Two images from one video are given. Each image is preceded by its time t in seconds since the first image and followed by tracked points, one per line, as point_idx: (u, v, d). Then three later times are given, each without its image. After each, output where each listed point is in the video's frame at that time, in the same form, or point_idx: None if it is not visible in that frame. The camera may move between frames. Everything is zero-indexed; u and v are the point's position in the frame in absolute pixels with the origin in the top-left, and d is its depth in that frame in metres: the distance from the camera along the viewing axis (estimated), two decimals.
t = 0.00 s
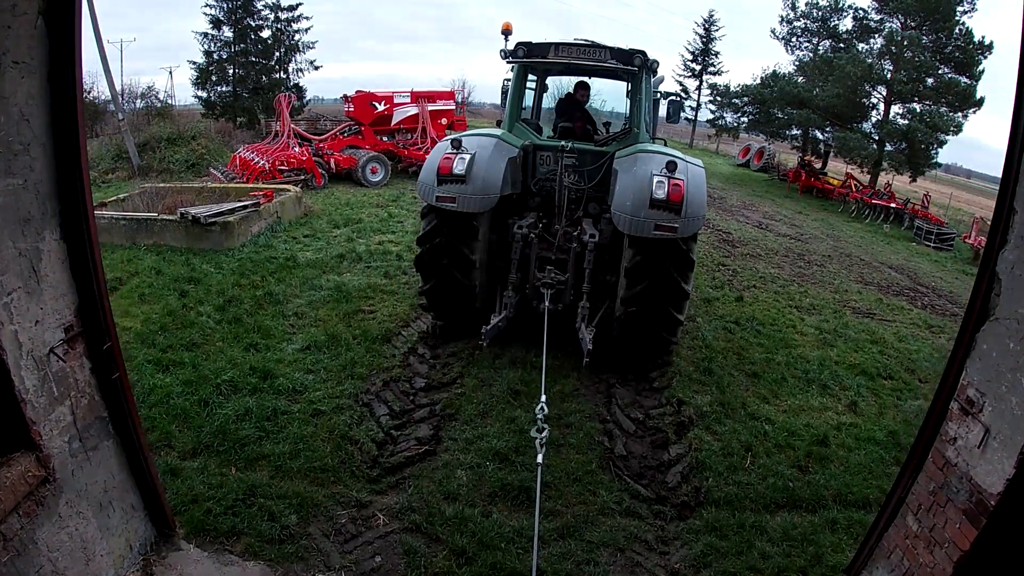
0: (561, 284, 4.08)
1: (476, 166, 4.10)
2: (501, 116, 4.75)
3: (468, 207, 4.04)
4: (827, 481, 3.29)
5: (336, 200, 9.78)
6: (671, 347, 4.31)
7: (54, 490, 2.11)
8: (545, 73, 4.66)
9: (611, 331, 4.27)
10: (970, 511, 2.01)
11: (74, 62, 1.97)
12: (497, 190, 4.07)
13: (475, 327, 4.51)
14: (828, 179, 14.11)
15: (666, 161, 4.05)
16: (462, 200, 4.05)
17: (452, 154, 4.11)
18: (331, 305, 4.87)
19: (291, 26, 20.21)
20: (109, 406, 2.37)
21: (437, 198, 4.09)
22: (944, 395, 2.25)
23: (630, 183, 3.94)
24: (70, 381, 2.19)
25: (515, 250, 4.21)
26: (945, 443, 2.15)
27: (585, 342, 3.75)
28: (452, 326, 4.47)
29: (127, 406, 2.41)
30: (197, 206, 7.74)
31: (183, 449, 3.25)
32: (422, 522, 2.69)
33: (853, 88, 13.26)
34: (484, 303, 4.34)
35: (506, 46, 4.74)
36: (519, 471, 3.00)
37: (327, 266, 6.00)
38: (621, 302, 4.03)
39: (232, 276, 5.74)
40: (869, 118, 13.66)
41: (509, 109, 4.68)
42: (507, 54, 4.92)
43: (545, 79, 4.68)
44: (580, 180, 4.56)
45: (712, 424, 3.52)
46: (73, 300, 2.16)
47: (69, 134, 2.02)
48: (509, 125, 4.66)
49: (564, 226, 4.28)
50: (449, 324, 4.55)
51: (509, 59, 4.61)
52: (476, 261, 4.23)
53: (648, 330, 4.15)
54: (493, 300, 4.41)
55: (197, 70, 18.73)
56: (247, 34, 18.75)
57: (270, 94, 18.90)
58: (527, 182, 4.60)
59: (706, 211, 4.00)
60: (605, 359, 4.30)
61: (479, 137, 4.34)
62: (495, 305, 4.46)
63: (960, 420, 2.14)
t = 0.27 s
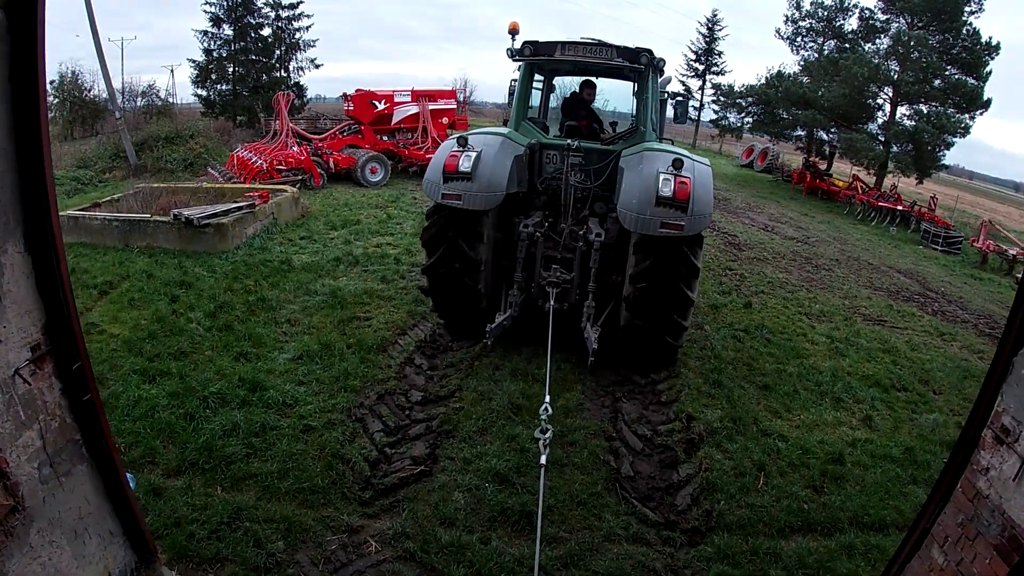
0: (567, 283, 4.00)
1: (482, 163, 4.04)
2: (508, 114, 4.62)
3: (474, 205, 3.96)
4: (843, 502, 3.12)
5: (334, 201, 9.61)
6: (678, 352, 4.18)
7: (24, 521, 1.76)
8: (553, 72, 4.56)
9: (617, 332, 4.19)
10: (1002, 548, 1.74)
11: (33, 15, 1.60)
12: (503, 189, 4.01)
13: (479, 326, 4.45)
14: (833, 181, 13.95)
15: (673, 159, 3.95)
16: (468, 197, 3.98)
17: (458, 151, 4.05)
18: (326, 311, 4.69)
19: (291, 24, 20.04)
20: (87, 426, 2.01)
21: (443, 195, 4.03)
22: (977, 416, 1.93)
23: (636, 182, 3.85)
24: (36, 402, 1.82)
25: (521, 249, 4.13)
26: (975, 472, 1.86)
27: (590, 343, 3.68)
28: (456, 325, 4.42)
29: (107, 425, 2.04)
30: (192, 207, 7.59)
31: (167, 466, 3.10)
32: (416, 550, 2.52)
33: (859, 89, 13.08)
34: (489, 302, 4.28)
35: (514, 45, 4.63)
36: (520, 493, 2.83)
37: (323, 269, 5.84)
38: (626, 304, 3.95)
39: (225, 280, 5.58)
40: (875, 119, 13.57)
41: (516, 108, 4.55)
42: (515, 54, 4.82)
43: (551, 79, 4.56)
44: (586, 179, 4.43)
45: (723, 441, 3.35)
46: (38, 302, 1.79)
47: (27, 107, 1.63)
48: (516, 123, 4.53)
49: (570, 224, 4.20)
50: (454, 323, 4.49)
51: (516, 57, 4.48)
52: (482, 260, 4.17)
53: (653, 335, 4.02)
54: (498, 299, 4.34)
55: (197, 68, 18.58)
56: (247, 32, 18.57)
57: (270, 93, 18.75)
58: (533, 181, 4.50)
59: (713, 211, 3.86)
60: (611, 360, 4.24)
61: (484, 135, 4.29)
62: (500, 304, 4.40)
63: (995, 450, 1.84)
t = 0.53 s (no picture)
0: (571, 283, 3.99)
1: (487, 162, 4.03)
2: (513, 114, 4.61)
3: (478, 203, 3.95)
4: (858, 524, 2.97)
5: (331, 204, 9.47)
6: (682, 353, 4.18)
7: None
8: (558, 73, 4.56)
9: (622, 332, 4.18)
10: None
11: None
12: (508, 187, 3.98)
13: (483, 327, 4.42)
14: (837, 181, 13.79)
15: (677, 159, 3.96)
16: (472, 195, 3.97)
17: (463, 150, 4.06)
18: (319, 320, 4.55)
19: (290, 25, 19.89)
20: (59, 450, 1.58)
21: (447, 194, 4.03)
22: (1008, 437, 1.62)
23: (640, 181, 3.86)
24: None
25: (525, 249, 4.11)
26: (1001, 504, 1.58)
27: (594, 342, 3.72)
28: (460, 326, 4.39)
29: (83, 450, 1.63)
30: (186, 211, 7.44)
31: (150, 488, 2.96)
32: None
33: (864, 88, 12.90)
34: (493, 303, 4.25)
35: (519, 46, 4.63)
36: (520, 518, 2.68)
37: (319, 275, 5.69)
38: (631, 305, 3.93)
39: (218, 287, 5.43)
40: (880, 118, 13.44)
41: (521, 107, 4.55)
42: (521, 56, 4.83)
43: (557, 80, 4.58)
44: (590, 180, 4.40)
45: (732, 460, 3.21)
46: None
47: None
48: (521, 122, 4.52)
49: (575, 225, 4.19)
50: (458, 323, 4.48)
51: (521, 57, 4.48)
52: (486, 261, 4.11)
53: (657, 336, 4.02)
54: (503, 300, 4.32)
55: (195, 70, 18.45)
56: (246, 33, 18.41)
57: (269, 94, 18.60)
58: (539, 181, 4.49)
59: (718, 209, 3.84)
60: (614, 360, 4.23)
61: (490, 135, 4.29)
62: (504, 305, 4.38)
63: None
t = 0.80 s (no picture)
0: (578, 283, 4.00)
1: (493, 162, 3.99)
2: (520, 114, 4.59)
3: (483, 204, 3.92)
4: (878, 545, 2.82)
5: (329, 207, 9.33)
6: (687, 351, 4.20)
7: None
8: (564, 73, 4.52)
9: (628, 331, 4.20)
10: None
11: None
12: (513, 188, 3.95)
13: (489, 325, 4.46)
14: (842, 180, 13.63)
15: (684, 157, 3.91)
16: (478, 196, 3.94)
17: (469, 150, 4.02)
18: (315, 329, 4.40)
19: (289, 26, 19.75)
20: (31, 478, 1.35)
21: (452, 194, 3.99)
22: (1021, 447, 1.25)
23: (645, 180, 3.82)
24: None
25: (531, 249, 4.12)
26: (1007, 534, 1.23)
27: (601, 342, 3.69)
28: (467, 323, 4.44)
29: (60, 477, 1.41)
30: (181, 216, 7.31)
31: (134, 508, 2.82)
32: None
33: (869, 85, 12.73)
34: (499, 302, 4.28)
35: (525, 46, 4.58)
36: (521, 543, 2.53)
37: (315, 281, 5.54)
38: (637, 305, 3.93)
39: (211, 295, 5.29)
40: (885, 116, 13.32)
41: (527, 108, 4.52)
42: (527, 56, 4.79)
43: (563, 79, 4.53)
44: (596, 180, 4.31)
45: (744, 477, 3.06)
46: None
47: None
48: (526, 123, 4.49)
49: (581, 225, 4.20)
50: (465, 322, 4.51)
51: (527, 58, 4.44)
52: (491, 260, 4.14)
53: (663, 335, 4.04)
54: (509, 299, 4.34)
55: (194, 72, 18.32)
56: (244, 34, 18.26)
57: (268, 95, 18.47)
58: (545, 181, 4.38)
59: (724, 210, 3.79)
60: (620, 358, 4.26)
61: (496, 135, 4.24)
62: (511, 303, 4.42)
63: None
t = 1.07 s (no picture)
0: (583, 282, 4.00)
1: (499, 159, 4.08)
2: (528, 111, 4.70)
3: (490, 201, 4.01)
4: (893, 562, 2.69)
5: (326, 206, 9.20)
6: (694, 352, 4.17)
7: None
8: (572, 70, 4.65)
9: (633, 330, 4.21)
10: None
11: None
12: (519, 184, 4.02)
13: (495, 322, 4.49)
14: (845, 178, 13.51)
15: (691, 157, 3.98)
16: (484, 192, 4.03)
17: (476, 147, 4.11)
18: (309, 333, 4.28)
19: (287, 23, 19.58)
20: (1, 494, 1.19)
21: (460, 190, 4.09)
22: None
23: (652, 180, 3.89)
24: None
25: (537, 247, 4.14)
26: None
27: (604, 341, 3.68)
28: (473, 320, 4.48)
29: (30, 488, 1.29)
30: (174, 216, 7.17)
31: (119, 524, 2.70)
32: None
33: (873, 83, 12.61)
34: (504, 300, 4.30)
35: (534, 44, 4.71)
36: (522, 563, 2.41)
37: (310, 282, 5.41)
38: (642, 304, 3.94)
39: (204, 297, 5.17)
40: (888, 114, 13.21)
41: (535, 104, 4.63)
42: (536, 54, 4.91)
43: (571, 77, 4.66)
44: (602, 177, 4.40)
45: (754, 490, 2.94)
46: None
47: None
48: (535, 119, 4.60)
49: (587, 224, 4.22)
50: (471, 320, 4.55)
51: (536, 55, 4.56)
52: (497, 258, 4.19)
53: (669, 335, 4.03)
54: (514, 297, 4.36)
55: (191, 70, 18.16)
56: (242, 32, 18.09)
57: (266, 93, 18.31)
58: (551, 179, 4.49)
59: (732, 209, 3.89)
60: (626, 358, 4.25)
61: (502, 132, 4.32)
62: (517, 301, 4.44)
63: None
